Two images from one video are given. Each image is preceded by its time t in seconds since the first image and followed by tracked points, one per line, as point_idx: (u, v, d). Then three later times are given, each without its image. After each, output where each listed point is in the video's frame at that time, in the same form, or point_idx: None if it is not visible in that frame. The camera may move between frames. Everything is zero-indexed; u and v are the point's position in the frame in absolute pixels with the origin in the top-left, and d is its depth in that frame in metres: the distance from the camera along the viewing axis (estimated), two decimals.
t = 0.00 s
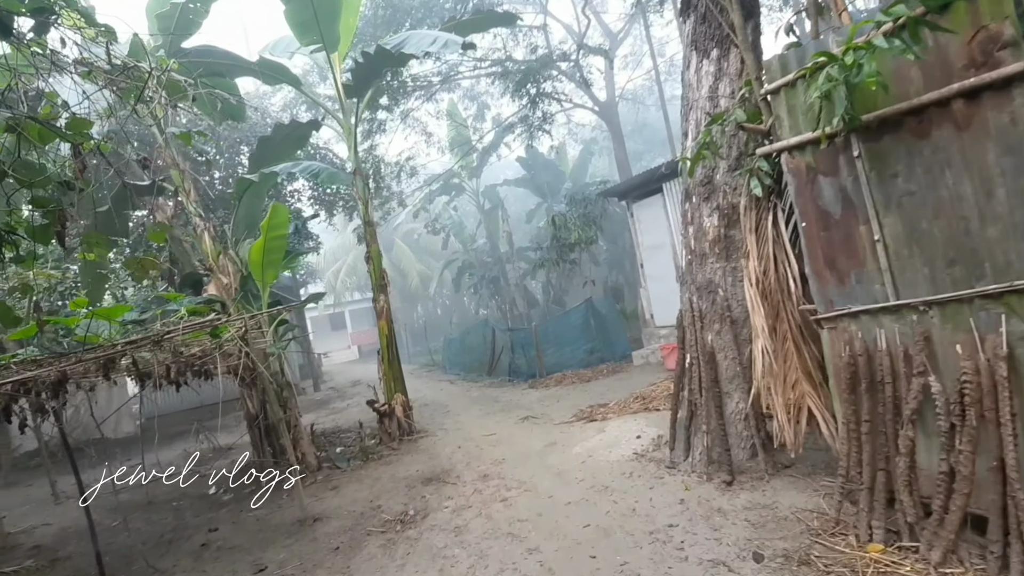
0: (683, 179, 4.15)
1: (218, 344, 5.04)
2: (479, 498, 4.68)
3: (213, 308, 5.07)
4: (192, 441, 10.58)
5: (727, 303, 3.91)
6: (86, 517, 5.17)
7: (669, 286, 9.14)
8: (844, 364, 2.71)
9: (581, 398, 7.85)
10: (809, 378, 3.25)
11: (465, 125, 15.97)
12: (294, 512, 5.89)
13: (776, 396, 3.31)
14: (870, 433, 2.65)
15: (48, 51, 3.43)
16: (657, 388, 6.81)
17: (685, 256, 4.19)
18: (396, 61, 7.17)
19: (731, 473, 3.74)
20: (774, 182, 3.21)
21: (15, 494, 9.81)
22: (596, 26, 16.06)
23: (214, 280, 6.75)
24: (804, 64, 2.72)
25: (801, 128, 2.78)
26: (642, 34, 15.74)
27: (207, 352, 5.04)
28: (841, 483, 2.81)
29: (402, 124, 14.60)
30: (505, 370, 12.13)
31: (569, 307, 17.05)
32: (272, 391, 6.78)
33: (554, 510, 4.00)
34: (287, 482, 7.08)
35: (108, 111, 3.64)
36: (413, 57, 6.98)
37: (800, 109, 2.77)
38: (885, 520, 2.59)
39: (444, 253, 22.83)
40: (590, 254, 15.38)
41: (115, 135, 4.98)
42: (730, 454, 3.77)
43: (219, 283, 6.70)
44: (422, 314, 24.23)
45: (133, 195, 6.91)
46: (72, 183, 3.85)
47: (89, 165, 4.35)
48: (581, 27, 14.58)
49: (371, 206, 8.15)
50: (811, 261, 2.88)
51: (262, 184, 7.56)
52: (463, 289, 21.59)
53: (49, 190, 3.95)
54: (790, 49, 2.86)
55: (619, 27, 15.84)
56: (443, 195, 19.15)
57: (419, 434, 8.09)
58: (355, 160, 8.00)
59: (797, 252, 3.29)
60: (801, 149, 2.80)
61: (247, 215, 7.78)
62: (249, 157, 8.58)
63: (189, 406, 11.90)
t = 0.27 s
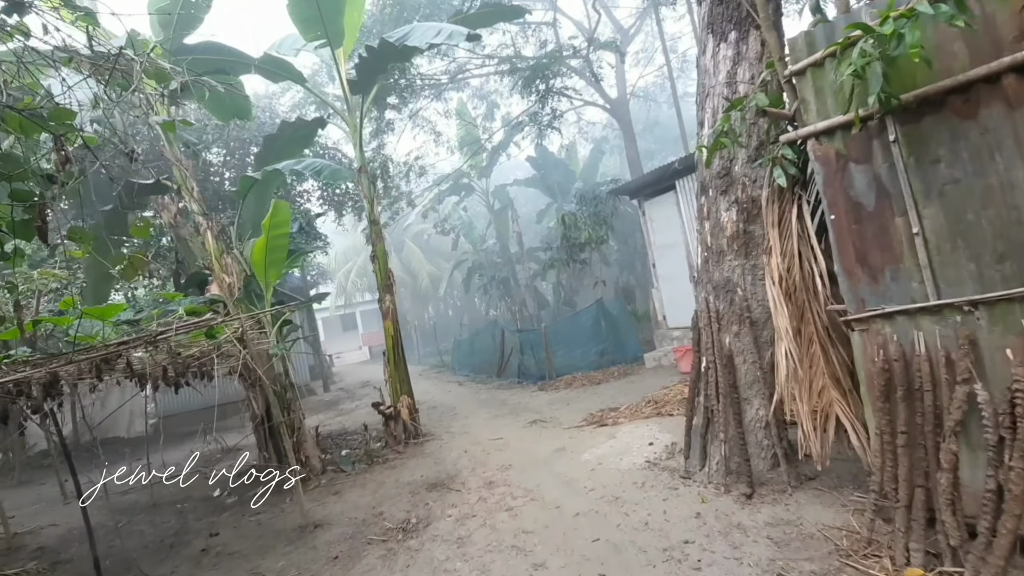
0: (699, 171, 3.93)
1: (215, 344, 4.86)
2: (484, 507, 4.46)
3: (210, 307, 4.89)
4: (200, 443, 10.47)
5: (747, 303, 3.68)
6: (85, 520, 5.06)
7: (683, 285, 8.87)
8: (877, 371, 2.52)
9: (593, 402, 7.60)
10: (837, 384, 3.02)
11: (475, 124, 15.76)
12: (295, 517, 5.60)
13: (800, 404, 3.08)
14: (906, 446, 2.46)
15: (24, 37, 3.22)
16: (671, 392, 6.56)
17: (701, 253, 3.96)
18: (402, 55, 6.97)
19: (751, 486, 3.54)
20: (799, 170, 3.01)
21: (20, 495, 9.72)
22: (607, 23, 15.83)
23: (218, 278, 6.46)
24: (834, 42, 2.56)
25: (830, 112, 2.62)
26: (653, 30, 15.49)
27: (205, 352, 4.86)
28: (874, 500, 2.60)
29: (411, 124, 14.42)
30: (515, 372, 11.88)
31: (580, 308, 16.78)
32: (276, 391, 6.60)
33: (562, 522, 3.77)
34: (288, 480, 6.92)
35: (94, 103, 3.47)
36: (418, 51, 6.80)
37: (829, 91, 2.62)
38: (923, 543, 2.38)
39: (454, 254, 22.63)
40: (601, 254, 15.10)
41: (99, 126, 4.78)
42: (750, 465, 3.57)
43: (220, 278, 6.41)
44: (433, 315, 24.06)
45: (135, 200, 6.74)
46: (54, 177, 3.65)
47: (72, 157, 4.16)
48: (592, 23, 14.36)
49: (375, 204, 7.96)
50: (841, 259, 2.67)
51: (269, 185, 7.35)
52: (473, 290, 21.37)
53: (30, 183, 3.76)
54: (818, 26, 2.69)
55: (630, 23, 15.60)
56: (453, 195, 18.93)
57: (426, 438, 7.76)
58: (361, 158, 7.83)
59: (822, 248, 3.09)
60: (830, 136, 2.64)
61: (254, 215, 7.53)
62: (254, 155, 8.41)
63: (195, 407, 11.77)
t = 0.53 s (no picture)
0: (716, 165, 3.72)
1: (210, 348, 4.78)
2: (489, 516, 4.31)
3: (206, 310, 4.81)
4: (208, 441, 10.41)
5: (766, 305, 3.49)
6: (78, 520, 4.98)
7: (697, 283, 8.63)
8: (912, 380, 2.35)
9: (603, 402, 7.41)
10: (866, 393, 2.82)
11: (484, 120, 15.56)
12: (297, 522, 5.48)
13: (825, 414, 2.90)
14: (945, 461, 2.27)
15: None
16: (685, 393, 6.35)
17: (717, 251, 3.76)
18: (406, 49, 6.80)
19: (771, 498, 3.37)
20: (825, 163, 2.84)
21: (31, 493, 9.75)
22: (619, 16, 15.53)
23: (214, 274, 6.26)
24: (866, 22, 2.40)
25: (861, 99, 2.47)
26: (666, 23, 15.17)
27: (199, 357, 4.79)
28: (907, 518, 2.45)
29: (422, 122, 14.25)
30: (525, 370, 11.70)
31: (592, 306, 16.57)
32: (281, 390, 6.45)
33: (569, 535, 3.60)
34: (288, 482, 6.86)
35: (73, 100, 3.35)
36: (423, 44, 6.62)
37: (859, 77, 2.47)
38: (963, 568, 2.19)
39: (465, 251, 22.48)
40: (613, 251, 14.86)
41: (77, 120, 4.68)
42: (770, 475, 3.41)
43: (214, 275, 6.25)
44: (444, 312, 23.96)
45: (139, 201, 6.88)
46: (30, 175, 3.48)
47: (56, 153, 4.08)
48: (603, 16, 14.08)
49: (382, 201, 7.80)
50: (872, 255, 2.54)
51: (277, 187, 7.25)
52: (484, 287, 21.21)
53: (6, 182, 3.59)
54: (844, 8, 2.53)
55: (642, 16, 15.29)
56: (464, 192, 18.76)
57: (434, 438, 7.40)
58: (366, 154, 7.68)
59: (849, 245, 2.90)
60: (862, 124, 2.48)
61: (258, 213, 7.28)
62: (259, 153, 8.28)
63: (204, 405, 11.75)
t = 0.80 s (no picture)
0: (736, 155, 3.51)
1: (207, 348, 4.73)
2: (497, 524, 4.15)
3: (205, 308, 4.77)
4: (216, 440, 10.31)
5: (791, 303, 3.28)
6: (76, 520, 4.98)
7: (713, 280, 8.40)
8: (957, 388, 2.17)
9: (616, 404, 7.21)
10: (903, 401, 2.60)
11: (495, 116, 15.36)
12: (300, 528, 5.34)
13: (859, 423, 2.68)
14: (997, 478, 2.11)
15: None
16: (702, 395, 6.13)
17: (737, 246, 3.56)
18: (413, 40, 6.64)
19: (797, 514, 3.13)
20: (857, 151, 2.58)
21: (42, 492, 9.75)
22: (631, 9, 15.26)
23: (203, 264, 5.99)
24: None
25: (898, 81, 2.26)
26: (680, 15, 14.87)
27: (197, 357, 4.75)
28: (951, 537, 2.30)
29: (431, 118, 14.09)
30: (537, 370, 11.52)
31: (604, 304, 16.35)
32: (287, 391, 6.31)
33: (579, 548, 3.43)
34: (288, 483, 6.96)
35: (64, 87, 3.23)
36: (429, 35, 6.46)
37: (897, 56, 2.26)
38: None
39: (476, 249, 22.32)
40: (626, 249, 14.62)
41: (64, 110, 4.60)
42: (797, 486, 3.22)
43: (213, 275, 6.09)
44: (454, 310, 23.83)
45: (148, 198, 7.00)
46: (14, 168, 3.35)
47: (47, 144, 4.00)
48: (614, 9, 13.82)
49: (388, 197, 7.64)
50: (914, 251, 2.31)
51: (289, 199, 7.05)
52: (496, 286, 21.05)
53: None
54: None
55: (655, 9, 15.00)
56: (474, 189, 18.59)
57: (444, 439, 7.23)
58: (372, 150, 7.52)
59: (883, 239, 2.67)
60: (900, 107, 2.25)
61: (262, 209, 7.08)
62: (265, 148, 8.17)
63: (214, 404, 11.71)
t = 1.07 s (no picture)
0: (763, 142, 3.23)
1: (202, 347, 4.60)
2: (508, 537, 3.90)
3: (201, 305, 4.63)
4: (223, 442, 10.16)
5: (826, 301, 2.99)
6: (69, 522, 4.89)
7: (733, 279, 8.10)
8: None
9: (631, 409, 6.93)
10: (958, 408, 2.31)
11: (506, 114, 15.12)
12: (303, 537, 5.12)
13: (909, 433, 2.35)
14: None
15: None
16: (724, 399, 5.84)
17: (765, 239, 3.28)
18: (419, 27, 6.44)
19: (837, 528, 2.89)
20: (905, 129, 2.30)
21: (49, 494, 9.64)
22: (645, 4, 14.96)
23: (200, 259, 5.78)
24: None
25: (954, 48, 1.99)
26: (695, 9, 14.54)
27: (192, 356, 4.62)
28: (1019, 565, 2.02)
29: (441, 115, 13.89)
30: (549, 372, 11.25)
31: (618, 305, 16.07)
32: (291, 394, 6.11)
33: (596, 566, 3.18)
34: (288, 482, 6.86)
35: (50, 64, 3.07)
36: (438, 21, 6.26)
37: (951, 21, 2.00)
38: None
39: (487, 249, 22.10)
40: (641, 248, 14.32)
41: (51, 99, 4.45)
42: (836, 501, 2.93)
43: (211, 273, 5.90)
44: (465, 311, 23.60)
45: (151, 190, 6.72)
46: None
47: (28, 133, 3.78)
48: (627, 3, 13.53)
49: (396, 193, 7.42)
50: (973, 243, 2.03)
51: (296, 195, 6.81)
52: (508, 286, 20.82)
53: None
54: None
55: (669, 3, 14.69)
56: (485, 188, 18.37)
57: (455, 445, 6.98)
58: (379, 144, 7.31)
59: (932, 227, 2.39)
60: (957, 75, 1.99)
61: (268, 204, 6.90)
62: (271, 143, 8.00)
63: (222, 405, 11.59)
